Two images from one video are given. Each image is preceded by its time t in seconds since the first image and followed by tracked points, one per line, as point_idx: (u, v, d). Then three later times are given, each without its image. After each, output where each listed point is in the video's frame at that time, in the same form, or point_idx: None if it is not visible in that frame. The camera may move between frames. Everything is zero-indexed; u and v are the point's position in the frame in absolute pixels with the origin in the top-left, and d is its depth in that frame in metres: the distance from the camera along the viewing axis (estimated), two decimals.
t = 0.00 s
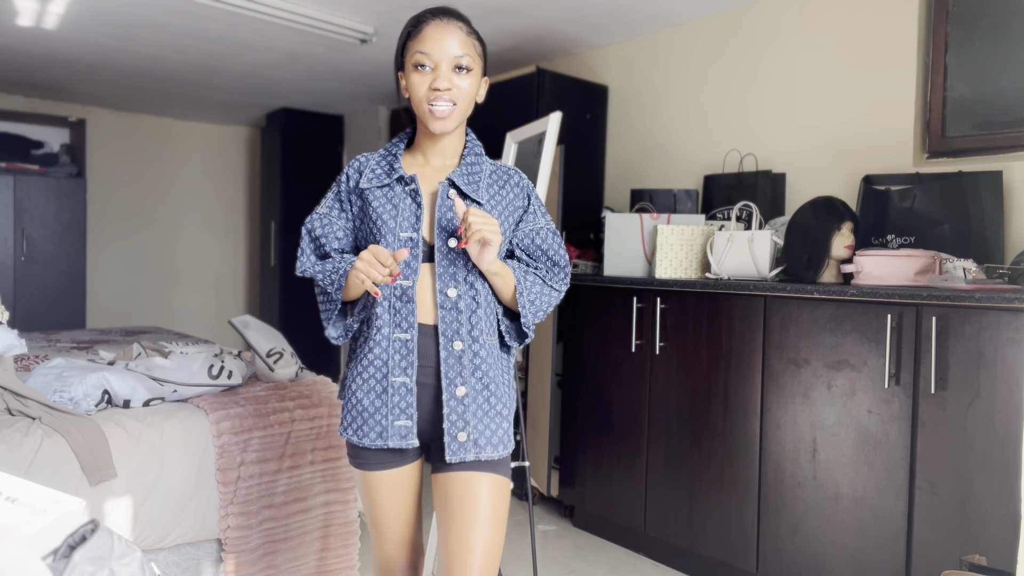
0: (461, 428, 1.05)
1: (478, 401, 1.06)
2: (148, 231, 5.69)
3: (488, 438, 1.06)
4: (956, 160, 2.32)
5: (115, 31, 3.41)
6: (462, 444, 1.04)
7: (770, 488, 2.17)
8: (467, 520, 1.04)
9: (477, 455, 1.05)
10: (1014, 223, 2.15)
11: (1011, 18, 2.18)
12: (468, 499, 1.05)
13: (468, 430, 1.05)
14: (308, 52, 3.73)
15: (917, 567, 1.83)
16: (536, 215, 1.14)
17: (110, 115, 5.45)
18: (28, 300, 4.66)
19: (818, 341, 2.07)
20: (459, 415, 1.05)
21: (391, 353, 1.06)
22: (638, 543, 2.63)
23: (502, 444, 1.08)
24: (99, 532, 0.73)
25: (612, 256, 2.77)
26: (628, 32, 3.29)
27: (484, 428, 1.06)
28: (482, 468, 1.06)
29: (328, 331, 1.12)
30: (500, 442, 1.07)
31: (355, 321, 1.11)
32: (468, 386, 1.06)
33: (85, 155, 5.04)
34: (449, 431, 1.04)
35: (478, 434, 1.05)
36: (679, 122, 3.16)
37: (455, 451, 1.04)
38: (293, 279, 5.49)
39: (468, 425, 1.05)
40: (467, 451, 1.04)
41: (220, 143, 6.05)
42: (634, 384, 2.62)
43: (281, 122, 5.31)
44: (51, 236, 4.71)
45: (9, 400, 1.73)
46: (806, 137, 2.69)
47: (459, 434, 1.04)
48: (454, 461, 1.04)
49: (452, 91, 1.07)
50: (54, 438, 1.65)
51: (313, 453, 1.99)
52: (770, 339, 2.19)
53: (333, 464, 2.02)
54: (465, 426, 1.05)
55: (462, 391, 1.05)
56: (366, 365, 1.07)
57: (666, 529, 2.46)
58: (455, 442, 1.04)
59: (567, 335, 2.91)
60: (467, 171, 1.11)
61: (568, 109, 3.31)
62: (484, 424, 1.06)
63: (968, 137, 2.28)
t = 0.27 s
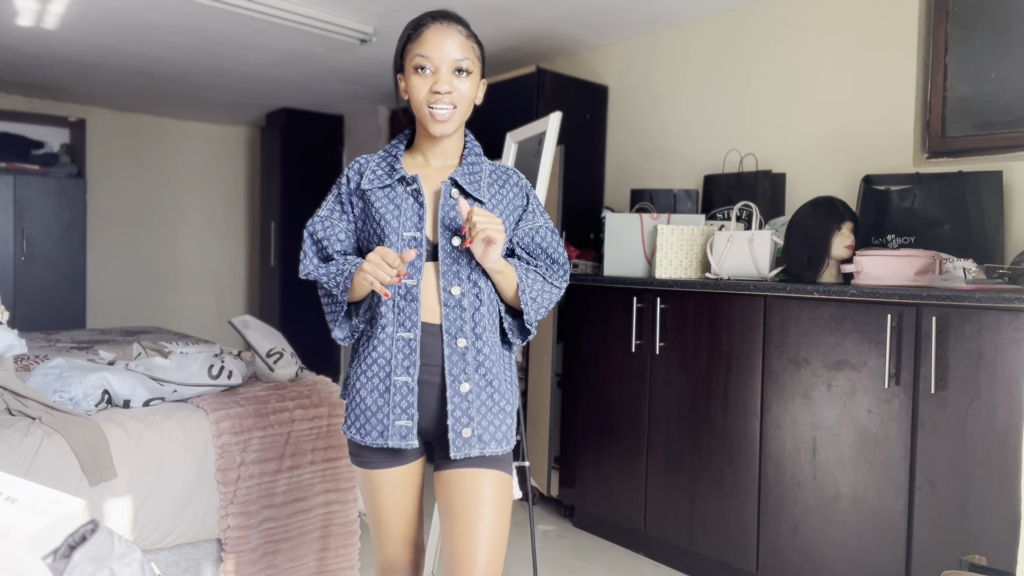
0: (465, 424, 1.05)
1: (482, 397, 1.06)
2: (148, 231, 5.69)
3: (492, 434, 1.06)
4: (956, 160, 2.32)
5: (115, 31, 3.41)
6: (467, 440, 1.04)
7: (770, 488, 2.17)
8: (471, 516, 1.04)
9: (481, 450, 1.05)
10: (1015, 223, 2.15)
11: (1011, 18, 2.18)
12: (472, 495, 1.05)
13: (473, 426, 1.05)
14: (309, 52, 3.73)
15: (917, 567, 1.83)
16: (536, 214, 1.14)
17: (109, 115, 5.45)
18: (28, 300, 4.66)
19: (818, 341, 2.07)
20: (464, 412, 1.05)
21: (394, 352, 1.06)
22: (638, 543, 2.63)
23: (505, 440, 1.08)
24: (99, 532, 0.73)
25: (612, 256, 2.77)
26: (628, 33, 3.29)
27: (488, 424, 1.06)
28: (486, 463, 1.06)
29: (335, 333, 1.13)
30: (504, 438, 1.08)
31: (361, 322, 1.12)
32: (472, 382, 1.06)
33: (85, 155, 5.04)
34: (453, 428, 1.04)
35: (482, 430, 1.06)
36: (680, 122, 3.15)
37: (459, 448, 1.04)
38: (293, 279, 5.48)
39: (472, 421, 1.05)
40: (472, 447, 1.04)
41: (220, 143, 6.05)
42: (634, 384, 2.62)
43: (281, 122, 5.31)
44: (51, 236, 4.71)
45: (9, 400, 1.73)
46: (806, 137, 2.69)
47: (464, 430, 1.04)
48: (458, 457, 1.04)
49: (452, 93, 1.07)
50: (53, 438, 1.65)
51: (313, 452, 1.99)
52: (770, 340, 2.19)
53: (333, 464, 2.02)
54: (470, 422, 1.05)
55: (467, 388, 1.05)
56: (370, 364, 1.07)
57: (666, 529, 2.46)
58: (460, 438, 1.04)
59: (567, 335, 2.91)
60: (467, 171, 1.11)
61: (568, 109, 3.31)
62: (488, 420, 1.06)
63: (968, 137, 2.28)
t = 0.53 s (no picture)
0: (467, 422, 1.05)
1: (484, 396, 1.07)
2: (148, 230, 5.69)
3: (493, 432, 1.07)
4: (956, 160, 2.32)
5: (115, 31, 3.41)
6: (469, 439, 1.05)
7: (770, 488, 2.17)
8: (472, 513, 1.04)
9: (483, 449, 1.05)
10: (1014, 223, 2.15)
11: (1011, 18, 2.18)
12: (472, 492, 1.05)
13: (474, 425, 1.05)
14: (309, 52, 3.73)
15: (917, 567, 1.83)
16: (535, 212, 1.14)
17: (109, 115, 5.45)
18: (28, 300, 4.66)
19: (818, 341, 2.07)
20: (465, 410, 1.05)
21: (395, 352, 1.06)
22: (638, 544, 2.63)
23: (506, 438, 1.08)
24: (99, 532, 0.73)
25: (612, 256, 2.77)
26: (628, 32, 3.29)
27: (490, 422, 1.07)
28: (487, 462, 1.06)
29: (335, 331, 1.13)
30: (505, 436, 1.08)
31: (360, 319, 1.11)
32: (474, 381, 1.06)
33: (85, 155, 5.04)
34: (455, 427, 1.04)
35: (484, 429, 1.06)
36: (680, 122, 3.15)
37: (462, 446, 1.04)
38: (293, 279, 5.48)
39: (474, 419, 1.05)
40: (474, 446, 1.05)
41: (220, 143, 6.05)
42: (634, 384, 2.62)
43: (281, 122, 5.31)
44: (51, 236, 4.71)
45: (9, 400, 1.74)
46: (807, 137, 2.69)
47: (466, 429, 1.05)
48: (460, 456, 1.04)
49: (451, 92, 1.07)
50: (53, 438, 1.65)
51: (313, 453, 1.99)
52: (769, 339, 2.19)
53: (333, 464, 2.02)
54: (472, 421, 1.05)
55: (469, 386, 1.06)
56: (371, 363, 1.07)
57: (666, 529, 2.46)
58: (461, 437, 1.04)
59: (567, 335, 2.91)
60: (467, 170, 1.11)
61: (568, 109, 3.31)
62: (489, 418, 1.07)
63: (968, 137, 2.28)
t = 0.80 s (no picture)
0: (467, 419, 1.05)
1: (483, 393, 1.07)
2: (148, 230, 5.69)
3: (493, 430, 1.07)
4: (956, 160, 2.32)
5: (115, 31, 3.41)
6: (469, 436, 1.05)
7: (770, 488, 2.17)
8: (473, 513, 1.04)
9: (483, 446, 1.06)
10: (1015, 223, 2.15)
11: (1011, 18, 2.18)
12: (473, 492, 1.05)
13: (474, 421, 1.05)
14: (309, 52, 3.73)
15: (917, 567, 1.83)
16: (533, 211, 1.14)
17: (109, 115, 5.45)
18: (28, 300, 4.66)
19: (818, 341, 2.07)
20: (465, 407, 1.05)
21: (394, 350, 1.06)
22: (638, 544, 2.64)
23: (506, 435, 1.08)
24: (99, 532, 0.73)
25: (612, 256, 2.77)
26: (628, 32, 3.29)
27: (490, 420, 1.07)
28: (487, 460, 1.06)
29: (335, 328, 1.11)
30: (505, 433, 1.08)
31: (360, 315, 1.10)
32: (474, 378, 1.07)
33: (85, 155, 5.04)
34: (455, 424, 1.04)
35: (484, 425, 1.06)
36: (680, 122, 3.15)
37: (461, 443, 1.04)
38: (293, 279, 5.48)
39: (474, 416, 1.05)
40: (473, 443, 1.05)
41: (220, 143, 6.05)
42: (634, 384, 2.62)
43: (281, 122, 5.31)
44: (51, 236, 4.71)
45: (9, 400, 1.74)
46: (807, 137, 2.69)
47: (466, 426, 1.05)
48: (460, 453, 1.04)
49: (448, 98, 1.07)
50: (53, 438, 1.65)
51: (313, 452, 1.99)
52: (769, 339, 2.19)
53: (333, 465, 2.02)
54: (472, 418, 1.05)
55: (469, 383, 1.06)
56: (370, 362, 1.07)
57: (666, 529, 2.46)
58: (462, 433, 1.05)
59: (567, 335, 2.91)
60: (464, 169, 1.12)
61: (568, 109, 3.31)
62: (490, 416, 1.07)
63: (968, 137, 2.28)
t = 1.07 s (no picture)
0: (470, 419, 1.05)
1: (485, 392, 1.07)
2: (148, 230, 5.69)
3: (496, 428, 1.07)
4: (956, 160, 2.32)
5: (115, 31, 3.41)
6: (473, 435, 1.05)
7: (770, 487, 2.17)
8: (472, 513, 1.04)
9: (487, 444, 1.06)
10: (1014, 223, 2.15)
11: (1011, 17, 2.18)
12: (472, 492, 1.05)
13: (477, 421, 1.05)
14: (309, 52, 3.73)
15: (917, 567, 1.83)
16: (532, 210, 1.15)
17: (109, 115, 5.44)
18: (28, 300, 4.66)
19: (818, 342, 2.07)
20: (467, 407, 1.05)
21: (393, 350, 1.06)
22: (638, 544, 2.64)
23: (508, 434, 1.09)
24: (99, 532, 0.73)
25: (613, 256, 2.77)
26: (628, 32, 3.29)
27: (492, 419, 1.07)
28: (488, 460, 1.06)
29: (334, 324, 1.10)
30: (508, 431, 1.08)
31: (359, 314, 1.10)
32: (475, 377, 1.07)
33: (85, 155, 5.04)
34: (459, 423, 1.04)
35: (487, 424, 1.06)
36: (680, 122, 3.15)
37: (466, 443, 1.04)
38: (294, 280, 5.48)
39: (477, 415, 1.06)
40: (478, 442, 1.05)
41: (220, 143, 6.05)
42: (634, 384, 2.62)
43: (281, 122, 5.31)
44: (51, 236, 4.71)
45: (9, 400, 1.74)
46: (806, 137, 2.69)
47: (469, 425, 1.05)
48: (465, 453, 1.04)
49: (446, 94, 1.07)
50: (53, 438, 1.66)
51: (313, 452, 1.99)
52: (769, 339, 2.19)
53: (333, 465, 2.02)
54: (474, 417, 1.05)
55: (470, 382, 1.06)
56: (370, 363, 1.07)
57: (666, 529, 2.46)
58: (466, 433, 1.05)
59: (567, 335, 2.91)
60: (463, 169, 1.12)
61: (568, 109, 3.31)
62: (491, 415, 1.07)
63: (968, 137, 2.28)
